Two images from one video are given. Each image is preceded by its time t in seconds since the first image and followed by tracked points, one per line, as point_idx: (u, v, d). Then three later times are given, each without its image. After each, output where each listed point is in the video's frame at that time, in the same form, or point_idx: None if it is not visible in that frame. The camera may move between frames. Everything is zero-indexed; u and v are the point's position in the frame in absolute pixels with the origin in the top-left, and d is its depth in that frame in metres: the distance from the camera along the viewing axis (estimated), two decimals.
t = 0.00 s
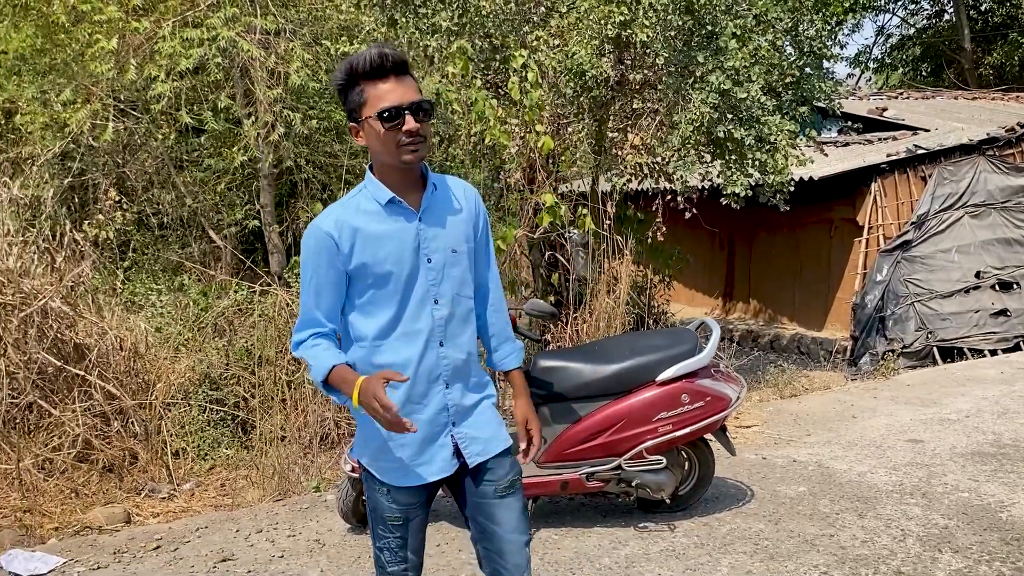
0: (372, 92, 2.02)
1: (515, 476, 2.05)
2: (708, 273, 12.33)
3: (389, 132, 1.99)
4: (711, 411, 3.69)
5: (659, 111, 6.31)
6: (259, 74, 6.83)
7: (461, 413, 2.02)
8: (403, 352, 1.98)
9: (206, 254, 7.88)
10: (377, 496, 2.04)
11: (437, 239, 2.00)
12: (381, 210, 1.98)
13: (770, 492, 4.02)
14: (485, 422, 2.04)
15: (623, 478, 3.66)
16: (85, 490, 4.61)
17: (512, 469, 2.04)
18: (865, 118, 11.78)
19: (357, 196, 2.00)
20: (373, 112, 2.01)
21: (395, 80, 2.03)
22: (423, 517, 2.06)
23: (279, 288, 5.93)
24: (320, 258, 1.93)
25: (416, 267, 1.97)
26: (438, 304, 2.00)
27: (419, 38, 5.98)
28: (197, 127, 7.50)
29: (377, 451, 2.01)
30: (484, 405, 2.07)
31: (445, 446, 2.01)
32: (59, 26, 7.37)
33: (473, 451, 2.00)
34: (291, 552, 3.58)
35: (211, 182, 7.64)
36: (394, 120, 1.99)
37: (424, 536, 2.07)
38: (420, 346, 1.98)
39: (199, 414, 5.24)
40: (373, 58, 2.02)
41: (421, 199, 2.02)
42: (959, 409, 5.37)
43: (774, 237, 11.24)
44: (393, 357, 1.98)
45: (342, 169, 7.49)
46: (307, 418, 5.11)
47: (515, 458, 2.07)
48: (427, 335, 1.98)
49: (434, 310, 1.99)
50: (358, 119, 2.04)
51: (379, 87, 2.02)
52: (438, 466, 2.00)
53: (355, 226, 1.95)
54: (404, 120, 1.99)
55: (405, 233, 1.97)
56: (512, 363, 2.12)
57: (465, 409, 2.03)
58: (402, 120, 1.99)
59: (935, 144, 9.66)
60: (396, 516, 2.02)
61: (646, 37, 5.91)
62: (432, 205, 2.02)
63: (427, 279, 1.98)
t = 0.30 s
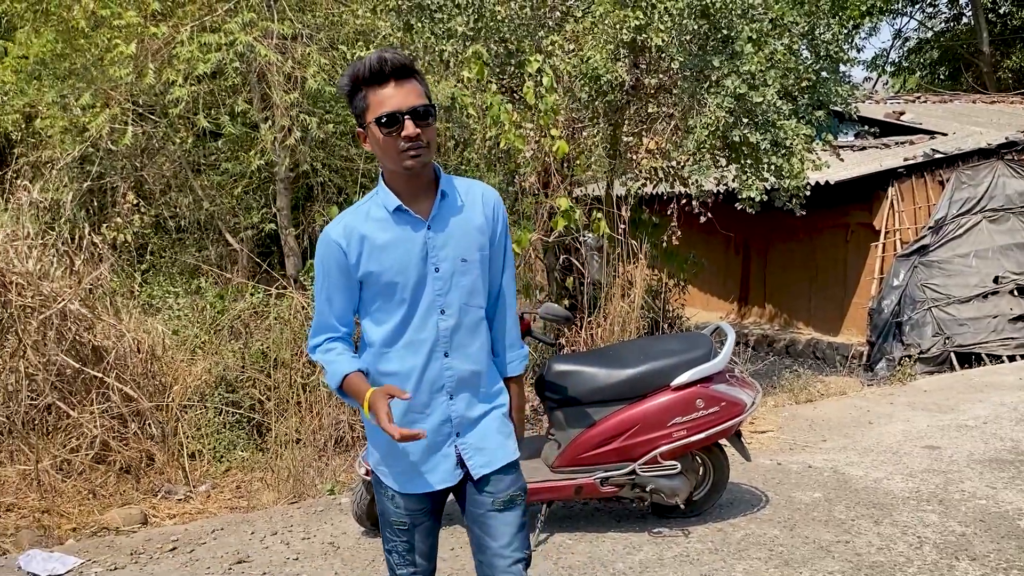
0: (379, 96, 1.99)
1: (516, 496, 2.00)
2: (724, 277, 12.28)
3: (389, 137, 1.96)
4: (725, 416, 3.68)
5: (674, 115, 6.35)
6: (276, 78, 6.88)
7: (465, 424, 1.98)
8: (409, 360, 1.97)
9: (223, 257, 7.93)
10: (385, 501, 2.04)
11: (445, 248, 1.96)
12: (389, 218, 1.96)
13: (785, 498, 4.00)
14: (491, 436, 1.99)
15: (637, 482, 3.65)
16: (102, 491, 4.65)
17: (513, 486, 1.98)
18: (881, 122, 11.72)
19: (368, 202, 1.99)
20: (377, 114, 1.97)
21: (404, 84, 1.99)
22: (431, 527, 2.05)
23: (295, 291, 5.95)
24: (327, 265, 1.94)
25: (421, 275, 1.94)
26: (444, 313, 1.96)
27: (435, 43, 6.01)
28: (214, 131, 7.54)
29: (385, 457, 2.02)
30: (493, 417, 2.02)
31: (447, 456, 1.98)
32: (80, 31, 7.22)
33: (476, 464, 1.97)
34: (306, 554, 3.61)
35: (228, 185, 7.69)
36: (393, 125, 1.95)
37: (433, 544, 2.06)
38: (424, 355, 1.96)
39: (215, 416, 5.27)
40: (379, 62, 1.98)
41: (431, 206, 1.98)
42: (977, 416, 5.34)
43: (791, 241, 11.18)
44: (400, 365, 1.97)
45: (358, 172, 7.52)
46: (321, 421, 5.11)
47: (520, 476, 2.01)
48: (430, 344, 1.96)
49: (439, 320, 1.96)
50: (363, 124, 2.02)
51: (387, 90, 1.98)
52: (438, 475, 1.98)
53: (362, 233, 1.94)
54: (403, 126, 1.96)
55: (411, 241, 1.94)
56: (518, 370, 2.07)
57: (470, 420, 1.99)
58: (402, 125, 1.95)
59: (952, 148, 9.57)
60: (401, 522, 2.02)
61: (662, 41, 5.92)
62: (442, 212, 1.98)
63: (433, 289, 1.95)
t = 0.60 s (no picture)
0: (430, 91, 1.93)
1: (531, 522, 1.91)
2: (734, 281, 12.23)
3: (439, 131, 1.90)
4: (736, 420, 3.66)
5: (684, 119, 6.33)
6: (287, 82, 6.90)
7: (485, 438, 1.89)
8: (433, 363, 1.89)
9: (234, 260, 7.96)
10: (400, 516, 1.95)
11: (473, 250, 1.88)
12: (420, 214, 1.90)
13: (796, 502, 3.98)
14: (514, 455, 1.90)
15: (646, 487, 3.63)
16: (113, 494, 4.67)
17: (533, 514, 1.91)
18: (893, 125, 11.67)
19: (401, 198, 1.93)
20: (428, 110, 1.91)
21: (456, 81, 1.93)
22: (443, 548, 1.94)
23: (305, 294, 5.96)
24: (354, 257, 1.87)
25: (447, 276, 1.87)
26: (469, 318, 1.88)
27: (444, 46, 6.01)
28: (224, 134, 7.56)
29: (404, 470, 1.92)
30: (516, 434, 1.93)
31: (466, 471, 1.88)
32: (93, 35, 7.22)
33: (495, 484, 1.88)
34: (315, 557, 3.61)
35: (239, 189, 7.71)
36: (446, 121, 1.89)
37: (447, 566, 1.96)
38: (445, 360, 1.88)
39: (225, 419, 5.28)
40: (434, 58, 1.92)
41: (465, 208, 1.92)
42: (990, 420, 5.30)
43: (802, 245, 11.13)
44: (425, 370, 1.89)
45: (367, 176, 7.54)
46: (331, 425, 5.10)
47: (540, 502, 1.93)
48: (455, 349, 1.87)
49: (464, 325, 1.88)
50: (412, 116, 1.96)
51: (438, 86, 1.92)
52: (455, 492, 1.88)
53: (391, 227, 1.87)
54: (455, 122, 1.89)
55: (438, 240, 1.88)
56: (573, 396, 1.91)
57: (492, 433, 1.90)
58: (454, 122, 1.89)
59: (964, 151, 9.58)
60: (415, 538, 1.92)
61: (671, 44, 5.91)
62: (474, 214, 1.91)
63: (457, 292, 1.87)
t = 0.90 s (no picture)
0: (519, 85, 1.87)
1: (568, 533, 1.90)
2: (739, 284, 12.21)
3: (531, 130, 1.87)
4: (741, 422, 3.66)
5: (689, 121, 6.36)
6: (292, 86, 6.92)
7: (534, 442, 1.86)
8: (484, 363, 1.84)
9: (239, 263, 7.97)
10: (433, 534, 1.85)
11: (525, 249, 1.88)
12: (475, 208, 1.86)
13: (802, 505, 3.98)
14: (559, 462, 1.88)
15: (652, 489, 3.64)
16: (119, 497, 4.68)
17: (571, 525, 1.91)
18: (898, 126, 11.65)
19: (449, 190, 1.88)
20: (521, 104, 1.85)
21: (543, 80, 1.90)
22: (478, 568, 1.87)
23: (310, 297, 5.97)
24: (407, 249, 1.78)
25: (502, 272, 1.84)
26: (521, 317, 1.86)
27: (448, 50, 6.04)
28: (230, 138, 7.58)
29: (446, 484, 1.83)
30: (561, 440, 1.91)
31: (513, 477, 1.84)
32: (99, 39, 7.18)
33: (544, 492, 1.85)
34: (321, 560, 3.61)
35: (244, 192, 7.73)
36: (542, 121, 1.87)
37: None
38: (498, 359, 1.84)
39: (230, 422, 5.29)
40: (530, 54, 1.88)
41: (515, 206, 1.92)
42: (996, 422, 5.29)
43: (807, 247, 11.11)
44: (475, 372, 1.84)
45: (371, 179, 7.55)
46: (336, 428, 5.11)
47: (574, 514, 1.93)
48: (509, 347, 1.84)
49: (516, 323, 1.85)
50: (498, 106, 1.87)
51: (527, 82, 1.88)
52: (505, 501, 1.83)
53: (445, 219, 1.83)
54: (547, 125, 1.88)
55: (492, 235, 1.85)
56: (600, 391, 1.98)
57: (542, 437, 1.87)
58: (548, 123, 1.88)
59: (970, 152, 9.58)
60: (450, 560, 1.84)
61: (676, 47, 5.94)
62: (525, 212, 1.91)
63: (511, 289, 1.85)
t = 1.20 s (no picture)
0: (553, 89, 1.87)
1: (585, 529, 1.93)
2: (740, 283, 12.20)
3: (561, 134, 1.88)
4: (742, 422, 3.66)
5: (689, 121, 6.34)
6: (292, 87, 6.92)
7: (561, 443, 1.86)
8: (516, 365, 1.81)
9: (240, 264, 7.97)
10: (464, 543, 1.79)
11: (545, 249, 1.88)
12: (499, 207, 1.83)
13: (804, 504, 3.97)
14: (581, 460, 1.90)
15: (653, 489, 3.64)
16: (121, 499, 4.68)
17: (584, 524, 1.93)
18: (899, 125, 11.62)
19: (471, 189, 1.83)
20: (557, 109, 1.86)
21: (569, 88, 1.93)
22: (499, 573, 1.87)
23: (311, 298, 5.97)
24: (447, 248, 1.71)
25: (530, 273, 1.83)
26: (545, 317, 1.86)
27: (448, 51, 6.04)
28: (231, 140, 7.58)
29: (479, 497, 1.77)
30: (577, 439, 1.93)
31: (545, 479, 1.83)
32: (100, 42, 7.18)
33: (569, 492, 1.86)
34: (323, 561, 3.61)
35: (245, 194, 7.74)
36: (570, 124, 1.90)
37: None
38: (530, 359, 1.82)
39: (232, 423, 5.30)
40: (566, 62, 1.89)
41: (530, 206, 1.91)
42: (999, 421, 5.28)
43: (808, 246, 11.11)
44: (507, 374, 1.80)
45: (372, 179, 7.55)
46: (338, 429, 5.11)
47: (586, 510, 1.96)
48: (540, 348, 1.83)
49: (542, 323, 1.85)
50: (533, 108, 1.85)
51: (559, 88, 1.89)
52: (539, 503, 1.81)
53: (477, 217, 1.78)
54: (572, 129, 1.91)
55: (519, 234, 1.83)
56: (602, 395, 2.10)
57: (566, 438, 1.87)
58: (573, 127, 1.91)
59: (971, 150, 9.57)
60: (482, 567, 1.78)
61: (676, 47, 5.94)
62: (541, 213, 1.91)
63: (537, 289, 1.84)
